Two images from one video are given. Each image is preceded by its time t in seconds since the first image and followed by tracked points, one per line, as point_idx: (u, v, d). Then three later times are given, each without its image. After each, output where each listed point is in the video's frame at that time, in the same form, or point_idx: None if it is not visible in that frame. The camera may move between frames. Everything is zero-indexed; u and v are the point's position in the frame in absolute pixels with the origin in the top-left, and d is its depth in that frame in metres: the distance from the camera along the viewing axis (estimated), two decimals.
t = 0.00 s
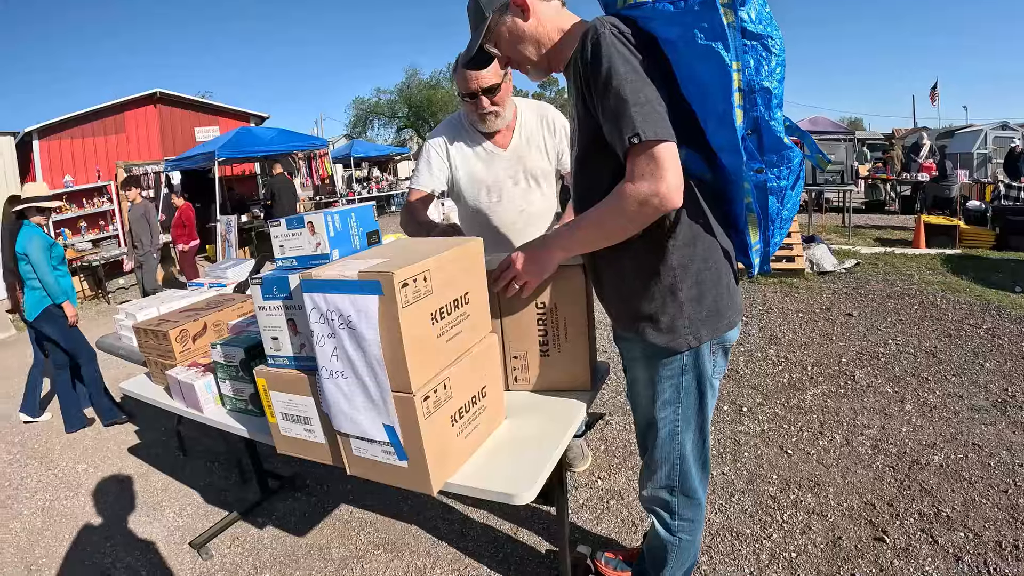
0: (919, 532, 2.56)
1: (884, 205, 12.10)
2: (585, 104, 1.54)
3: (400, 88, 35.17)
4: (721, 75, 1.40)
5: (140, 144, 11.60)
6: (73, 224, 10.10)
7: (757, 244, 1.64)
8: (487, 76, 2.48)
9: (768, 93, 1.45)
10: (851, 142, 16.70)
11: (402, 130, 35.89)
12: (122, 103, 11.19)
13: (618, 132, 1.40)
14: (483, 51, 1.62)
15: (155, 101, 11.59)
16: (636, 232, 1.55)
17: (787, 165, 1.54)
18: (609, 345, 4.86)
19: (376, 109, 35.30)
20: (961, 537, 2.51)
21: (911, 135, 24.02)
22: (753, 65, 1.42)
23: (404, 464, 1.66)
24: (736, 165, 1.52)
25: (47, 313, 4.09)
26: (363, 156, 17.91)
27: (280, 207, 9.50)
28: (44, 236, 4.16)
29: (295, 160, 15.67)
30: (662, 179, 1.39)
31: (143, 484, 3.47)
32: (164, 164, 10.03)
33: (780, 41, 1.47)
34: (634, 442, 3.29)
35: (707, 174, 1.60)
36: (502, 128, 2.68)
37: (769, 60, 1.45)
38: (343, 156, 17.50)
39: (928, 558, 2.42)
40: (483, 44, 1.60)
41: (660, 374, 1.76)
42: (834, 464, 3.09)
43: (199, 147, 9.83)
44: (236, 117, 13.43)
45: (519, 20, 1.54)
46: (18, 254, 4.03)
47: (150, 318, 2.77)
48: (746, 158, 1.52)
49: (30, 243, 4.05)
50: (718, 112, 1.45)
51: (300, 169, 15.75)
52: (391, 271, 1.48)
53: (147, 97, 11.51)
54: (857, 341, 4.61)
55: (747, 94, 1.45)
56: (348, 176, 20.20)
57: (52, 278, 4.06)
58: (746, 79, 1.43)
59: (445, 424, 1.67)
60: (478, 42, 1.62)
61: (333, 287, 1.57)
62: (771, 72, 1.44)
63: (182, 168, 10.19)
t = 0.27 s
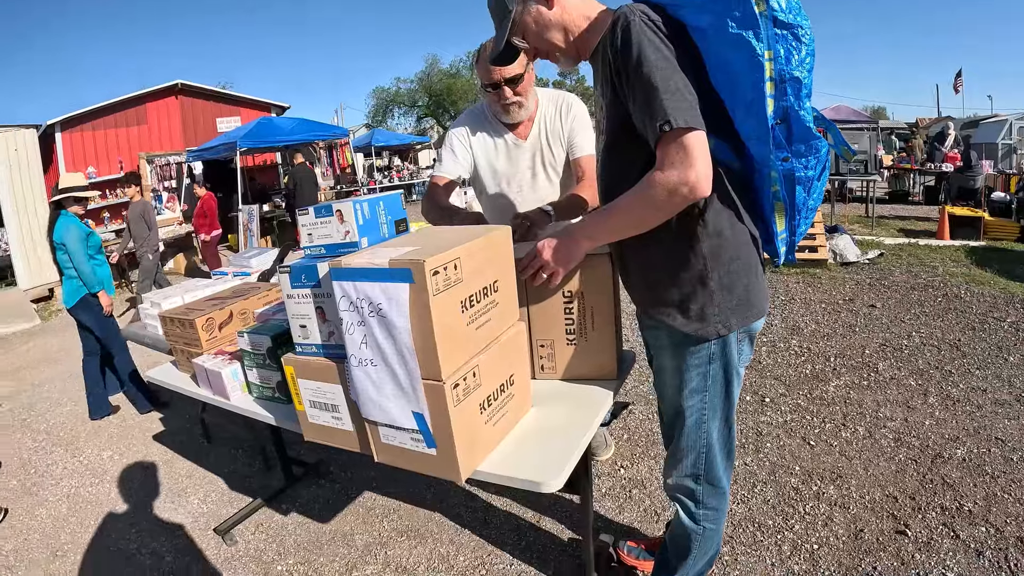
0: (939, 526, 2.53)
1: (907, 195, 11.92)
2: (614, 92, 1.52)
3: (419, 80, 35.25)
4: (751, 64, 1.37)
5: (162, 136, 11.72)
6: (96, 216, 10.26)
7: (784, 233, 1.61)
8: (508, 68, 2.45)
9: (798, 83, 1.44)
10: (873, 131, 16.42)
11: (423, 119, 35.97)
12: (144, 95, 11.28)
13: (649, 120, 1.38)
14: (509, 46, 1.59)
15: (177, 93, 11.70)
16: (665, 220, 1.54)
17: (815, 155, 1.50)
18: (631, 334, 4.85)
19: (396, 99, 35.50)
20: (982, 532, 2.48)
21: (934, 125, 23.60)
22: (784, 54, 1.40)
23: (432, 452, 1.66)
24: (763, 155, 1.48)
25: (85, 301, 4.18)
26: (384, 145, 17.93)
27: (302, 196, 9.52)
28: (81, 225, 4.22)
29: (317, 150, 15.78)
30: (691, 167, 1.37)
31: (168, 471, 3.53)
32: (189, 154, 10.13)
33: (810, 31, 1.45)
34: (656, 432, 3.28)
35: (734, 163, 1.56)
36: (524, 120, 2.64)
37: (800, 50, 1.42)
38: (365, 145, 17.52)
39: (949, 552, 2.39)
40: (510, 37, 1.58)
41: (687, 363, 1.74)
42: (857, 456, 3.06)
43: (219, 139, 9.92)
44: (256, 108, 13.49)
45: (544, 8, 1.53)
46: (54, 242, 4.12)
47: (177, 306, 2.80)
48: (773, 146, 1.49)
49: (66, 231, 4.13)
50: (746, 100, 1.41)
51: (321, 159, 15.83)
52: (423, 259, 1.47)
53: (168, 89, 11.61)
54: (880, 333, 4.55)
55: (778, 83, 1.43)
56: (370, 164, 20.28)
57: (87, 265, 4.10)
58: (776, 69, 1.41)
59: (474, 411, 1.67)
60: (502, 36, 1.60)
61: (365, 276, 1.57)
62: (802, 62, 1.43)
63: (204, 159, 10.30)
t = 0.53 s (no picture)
0: (958, 522, 2.50)
1: (931, 185, 11.70)
2: (635, 80, 1.51)
3: (438, 70, 35.27)
4: (775, 53, 1.35)
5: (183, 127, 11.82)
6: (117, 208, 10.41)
7: (804, 225, 1.59)
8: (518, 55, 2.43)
9: (823, 73, 1.41)
10: (896, 120, 16.10)
11: (443, 107, 36.02)
12: (163, 86, 11.33)
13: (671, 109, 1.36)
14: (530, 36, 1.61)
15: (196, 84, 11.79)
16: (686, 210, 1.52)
17: (838, 147, 1.47)
18: (651, 323, 4.83)
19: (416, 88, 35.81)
20: (1002, 529, 2.44)
21: (958, 113, 23.12)
22: (809, 44, 1.38)
23: (449, 441, 1.67)
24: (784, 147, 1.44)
25: (121, 290, 4.25)
26: (404, 133, 17.90)
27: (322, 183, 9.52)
28: (120, 214, 4.25)
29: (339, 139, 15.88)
30: (712, 157, 1.35)
31: (189, 458, 3.58)
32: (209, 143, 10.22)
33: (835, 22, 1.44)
34: (675, 422, 3.27)
35: (755, 153, 1.53)
36: (537, 108, 2.61)
37: (826, 39, 1.40)
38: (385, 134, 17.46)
39: (966, 548, 2.36)
40: (532, 28, 1.60)
41: (705, 353, 1.72)
42: (876, 449, 3.03)
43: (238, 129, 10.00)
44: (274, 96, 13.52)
45: None
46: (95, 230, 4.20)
47: (198, 296, 2.83)
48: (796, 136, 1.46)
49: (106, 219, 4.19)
50: (769, 91, 1.38)
51: (341, 147, 15.91)
52: (440, 249, 1.47)
53: (187, 80, 11.66)
54: (902, 325, 4.49)
55: (803, 74, 1.41)
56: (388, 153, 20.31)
57: (124, 256, 4.14)
58: (801, 58, 1.39)
59: (492, 401, 1.67)
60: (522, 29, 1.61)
61: (383, 266, 1.58)
62: (829, 53, 1.41)
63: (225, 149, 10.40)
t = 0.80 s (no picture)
0: (975, 518, 2.45)
1: (955, 172, 11.45)
2: (643, 62, 1.48)
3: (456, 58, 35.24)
4: (786, 36, 1.32)
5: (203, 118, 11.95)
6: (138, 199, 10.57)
7: (816, 212, 1.57)
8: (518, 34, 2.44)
9: (835, 55, 1.37)
10: (922, 106, 15.75)
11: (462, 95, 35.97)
12: (184, 76, 11.44)
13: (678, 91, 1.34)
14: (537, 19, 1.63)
15: (216, 75, 11.88)
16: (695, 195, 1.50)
17: (851, 132, 1.45)
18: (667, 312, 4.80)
19: (438, 75, 35.96)
20: (1018, 526, 2.39)
21: (985, 100, 22.59)
22: (822, 25, 1.34)
23: (452, 429, 1.67)
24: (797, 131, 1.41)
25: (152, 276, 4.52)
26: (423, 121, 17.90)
27: (342, 169, 9.55)
28: (150, 205, 4.50)
29: (357, 129, 15.94)
30: (718, 140, 1.33)
31: (207, 444, 3.64)
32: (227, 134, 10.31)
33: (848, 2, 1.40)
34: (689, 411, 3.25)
35: (766, 137, 1.51)
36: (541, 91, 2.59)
37: (837, 21, 1.37)
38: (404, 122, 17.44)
39: (982, 545, 2.32)
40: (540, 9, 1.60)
41: (714, 342, 1.70)
42: (892, 442, 2.99)
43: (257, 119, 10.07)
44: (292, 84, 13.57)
45: None
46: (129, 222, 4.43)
47: (212, 285, 2.86)
48: (808, 120, 1.43)
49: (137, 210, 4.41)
50: (780, 74, 1.35)
51: (360, 135, 15.96)
52: (440, 236, 1.47)
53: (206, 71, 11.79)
54: (922, 315, 4.41)
55: (815, 55, 1.36)
56: (406, 142, 20.32)
57: (156, 245, 4.40)
58: (814, 40, 1.34)
59: (495, 388, 1.67)
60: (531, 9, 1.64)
61: (384, 253, 1.58)
62: (840, 34, 1.38)
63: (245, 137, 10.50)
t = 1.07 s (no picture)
0: (994, 513, 2.41)
1: (984, 160, 11.17)
2: (657, 41, 1.46)
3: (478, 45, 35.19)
4: (803, 15, 1.30)
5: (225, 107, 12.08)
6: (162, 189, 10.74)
7: (837, 198, 1.54)
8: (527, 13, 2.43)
9: (854, 36, 1.38)
10: (950, 92, 15.36)
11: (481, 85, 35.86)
12: (206, 65, 11.54)
13: (691, 72, 1.32)
14: None
15: (237, 65, 11.97)
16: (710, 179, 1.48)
17: (872, 114, 1.43)
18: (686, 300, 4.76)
19: (460, 63, 35.87)
20: None
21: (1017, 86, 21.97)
22: (840, 3, 1.34)
23: (463, 413, 1.67)
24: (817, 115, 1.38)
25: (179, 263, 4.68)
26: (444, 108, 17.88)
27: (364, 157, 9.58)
28: (178, 193, 4.60)
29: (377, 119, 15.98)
30: (733, 123, 1.31)
31: (228, 429, 3.70)
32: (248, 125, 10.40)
33: None
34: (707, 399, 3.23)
35: (782, 121, 1.48)
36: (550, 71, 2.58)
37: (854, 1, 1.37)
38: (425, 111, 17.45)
39: (1002, 540, 2.28)
40: None
41: (729, 329, 1.68)
42: (913, 433, 2.94)
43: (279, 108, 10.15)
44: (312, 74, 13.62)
45: None
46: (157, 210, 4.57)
47: (231, 271, 2.90)
48: (831, 103, 1.39)
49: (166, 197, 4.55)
50: (797, 54, 1.33)
51: (381, 123, 16.00)
52: (450, 219, 1.46)
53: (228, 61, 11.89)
54: (947, 305, 4.32)
55: (834, 36, 1.36)
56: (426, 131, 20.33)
57: (183, 234, 4.52)
58: (833, 20, 1.35)
59: (506, 373, 1.67)
60: None
61: (394, 237, 1.58)
62: (859, 13, 1.38)
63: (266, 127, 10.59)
